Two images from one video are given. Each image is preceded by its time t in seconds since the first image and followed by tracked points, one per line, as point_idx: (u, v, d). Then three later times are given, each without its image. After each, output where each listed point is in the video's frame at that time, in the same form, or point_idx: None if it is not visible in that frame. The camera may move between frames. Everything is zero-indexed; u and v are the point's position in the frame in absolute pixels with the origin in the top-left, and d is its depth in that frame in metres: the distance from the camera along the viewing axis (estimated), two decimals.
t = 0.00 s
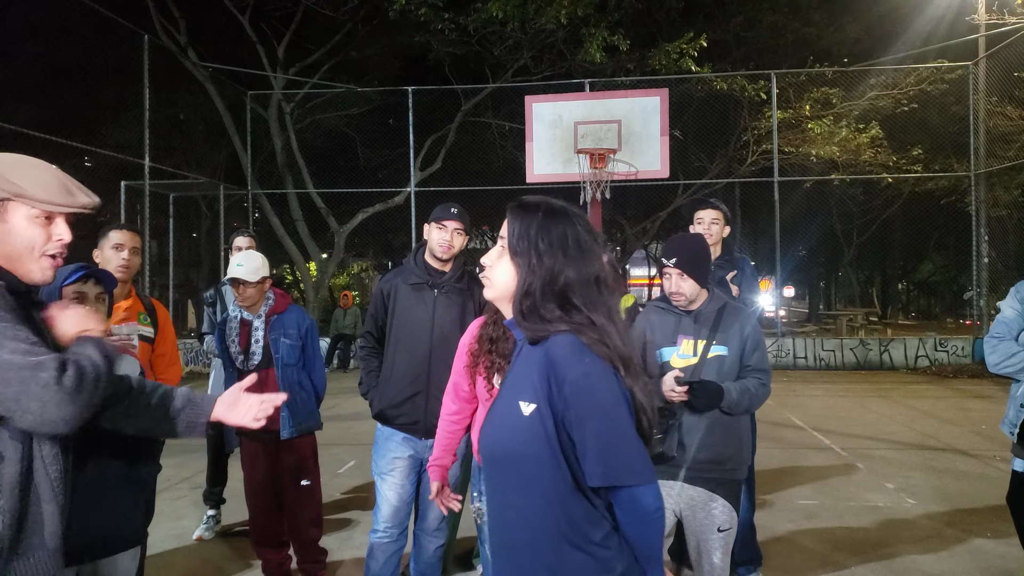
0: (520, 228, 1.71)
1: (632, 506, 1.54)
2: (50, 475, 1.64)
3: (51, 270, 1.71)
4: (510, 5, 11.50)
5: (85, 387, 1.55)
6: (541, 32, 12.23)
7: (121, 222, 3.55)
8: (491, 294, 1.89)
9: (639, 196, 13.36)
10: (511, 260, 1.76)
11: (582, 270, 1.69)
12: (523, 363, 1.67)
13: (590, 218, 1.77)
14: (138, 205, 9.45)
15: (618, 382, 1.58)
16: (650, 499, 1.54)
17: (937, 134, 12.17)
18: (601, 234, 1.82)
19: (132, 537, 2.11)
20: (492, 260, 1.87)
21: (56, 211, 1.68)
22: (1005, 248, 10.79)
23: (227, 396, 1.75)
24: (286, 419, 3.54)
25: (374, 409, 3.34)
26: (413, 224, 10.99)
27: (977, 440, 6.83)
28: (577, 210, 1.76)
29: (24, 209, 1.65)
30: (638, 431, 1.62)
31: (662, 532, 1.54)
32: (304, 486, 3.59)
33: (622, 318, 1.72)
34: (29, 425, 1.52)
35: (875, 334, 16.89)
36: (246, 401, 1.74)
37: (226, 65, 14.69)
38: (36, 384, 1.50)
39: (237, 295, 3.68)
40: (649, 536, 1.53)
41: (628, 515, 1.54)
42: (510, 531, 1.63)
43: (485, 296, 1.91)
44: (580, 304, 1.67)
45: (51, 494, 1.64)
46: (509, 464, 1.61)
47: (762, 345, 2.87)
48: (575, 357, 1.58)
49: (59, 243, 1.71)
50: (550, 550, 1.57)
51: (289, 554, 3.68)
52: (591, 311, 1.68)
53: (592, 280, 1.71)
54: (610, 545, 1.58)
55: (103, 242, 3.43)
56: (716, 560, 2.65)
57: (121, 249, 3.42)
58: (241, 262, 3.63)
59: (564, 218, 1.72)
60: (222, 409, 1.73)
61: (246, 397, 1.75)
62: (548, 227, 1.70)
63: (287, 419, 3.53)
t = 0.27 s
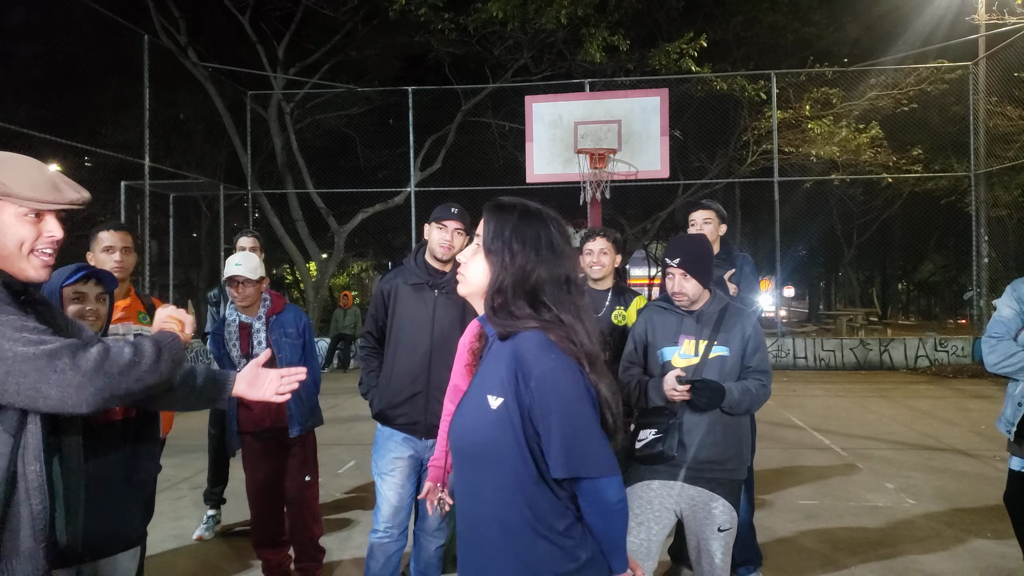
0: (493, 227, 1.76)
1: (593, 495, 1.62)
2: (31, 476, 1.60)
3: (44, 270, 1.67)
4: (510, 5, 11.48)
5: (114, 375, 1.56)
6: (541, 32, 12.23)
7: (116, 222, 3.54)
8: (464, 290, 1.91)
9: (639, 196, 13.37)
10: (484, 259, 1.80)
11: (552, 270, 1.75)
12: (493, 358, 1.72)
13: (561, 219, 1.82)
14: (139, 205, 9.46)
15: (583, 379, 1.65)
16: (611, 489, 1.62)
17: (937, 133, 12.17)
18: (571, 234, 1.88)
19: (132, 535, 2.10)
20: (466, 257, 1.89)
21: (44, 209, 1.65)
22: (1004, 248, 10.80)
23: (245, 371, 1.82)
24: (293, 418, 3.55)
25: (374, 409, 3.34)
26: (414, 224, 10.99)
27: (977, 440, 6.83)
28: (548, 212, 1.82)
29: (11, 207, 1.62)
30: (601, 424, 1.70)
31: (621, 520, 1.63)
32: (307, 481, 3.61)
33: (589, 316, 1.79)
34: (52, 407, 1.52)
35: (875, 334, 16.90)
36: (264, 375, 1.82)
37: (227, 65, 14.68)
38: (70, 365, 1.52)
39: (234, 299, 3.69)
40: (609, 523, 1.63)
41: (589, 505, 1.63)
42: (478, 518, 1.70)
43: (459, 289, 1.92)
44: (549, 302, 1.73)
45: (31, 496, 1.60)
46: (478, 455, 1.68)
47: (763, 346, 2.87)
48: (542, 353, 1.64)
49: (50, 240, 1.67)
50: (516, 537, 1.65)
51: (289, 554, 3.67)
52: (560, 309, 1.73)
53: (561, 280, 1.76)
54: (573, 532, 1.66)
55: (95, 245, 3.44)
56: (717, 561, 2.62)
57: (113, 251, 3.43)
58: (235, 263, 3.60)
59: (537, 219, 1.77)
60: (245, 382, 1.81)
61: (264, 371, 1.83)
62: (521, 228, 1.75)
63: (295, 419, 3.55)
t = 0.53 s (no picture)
0: (470, 229, 1.78)
1: (566, 490, 1.62)
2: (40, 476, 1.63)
3: (69, 276, 1.73)
4: (510, 5, 11.48)
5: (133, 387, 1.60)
6: (541, 32, 12.23)
7: (115, 220, 3.54)
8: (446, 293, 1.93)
9: (639, 196, 13.36)
10: (462, 260, 1.81)
11: (528, 269, 1.75)
12: (470, 357, 1.73)
13: (539, 220, 1.83)
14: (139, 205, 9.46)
15: (556, 374, 1.66)
16: (582, 484, 1.62)
17: (937, 134, 12.16)
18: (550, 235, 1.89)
19: (133, 536, 2.10)
20: (446, 259, 1.91)
21: (78, 219, 1.70)
22: (1004, 248, 10.81)
23: (243, 375, 1.77)
24: (297, 419, 3.55)
25: (374, 409, 3.35)
26: (413, 224, 10.99)
27: (977, 440, 6.83)
28: (526, 214, 1.83)
29: (45, 215, 1.66)
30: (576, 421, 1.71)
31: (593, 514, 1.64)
32: (310, 482, 3.61)
33: (568, 315, 1.77)
34: (74, 411, 1.54)
35: (875, 334, 16.90)
36: (262, 382, 1.78)
37: (227, 66, 14.69)
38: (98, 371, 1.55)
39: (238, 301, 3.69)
40: (582, 517, 1.63)
41: (563, 500, 1.63)
42: (454, 514, 1.70)
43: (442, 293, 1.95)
44: (526, 301, 1.73)
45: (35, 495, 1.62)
46: (453, 450, 1.68)
47: (764, 347, 2.86)
48: (516, 351, 1.65)
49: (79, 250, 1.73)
50: (490, 532, 1.65)
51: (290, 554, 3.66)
52: (537, 308, 1.73)
53: (538, 278, 1.76)
54: (547, 527, 1.66)
55: (93, 245, 3.43)
56: (718, 561, 2.62)
57: (112, 252, 3.43)
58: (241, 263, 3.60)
59: (513, 220, 1.79)
60: (240, 389, 1.76)
61: (262, 374, 1.79)
62: (497, 229, 1.76)
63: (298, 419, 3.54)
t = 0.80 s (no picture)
0: (460, 230, 1.79)
1: (553, 489, 1.62)
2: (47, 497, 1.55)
3: (72, 282, 1.68)
4: (511, 5, 11.48)
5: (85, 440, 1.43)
6: (541, 32, 12.23)
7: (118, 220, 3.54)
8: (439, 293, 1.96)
9: (639, 196, 13.36)
10: (453, 261, 1.82)
11: (519, 270, 1.76)
12: (461, 357, 1.75)
13: (529, 221, 1.84)
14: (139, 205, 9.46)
15: (543, 374, 1.66)
16: (568, 483, 1.62)
17: (937, 134, 12.15)
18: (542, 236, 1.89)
19: (133, 536, 2.11)
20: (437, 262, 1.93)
21: (82, 221, 1.67)
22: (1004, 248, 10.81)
23: (250, 384, 1.85)
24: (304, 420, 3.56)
25: (374, 409, 3.35)
26: (413, 224, 10.99)
27: (977, 441, 6.83)
28: (516, 215, 1.84)
29: (50, 218, 1.64)
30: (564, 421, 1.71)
31: (580, 514, 1.63)
32: (317, 482, 3.65)
33: (557, 315, 1.78)
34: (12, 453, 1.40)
35: (874, 334, 16.90)
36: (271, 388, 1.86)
37: (227, 66, 14.70)
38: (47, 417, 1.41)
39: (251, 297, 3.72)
40: (570, 517, 1.63)
41: (550, 499, 1.63)
42: (444, 512, 1.72)
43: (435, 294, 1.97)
44: (515, 301, 1.74)
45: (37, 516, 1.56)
46: (442, 448, 1.70)
47: (766, 347, 2.85)
48: (504, 351, 1.66)
49: (84, 254, 1.69)
50: (479, 531, 1.66)
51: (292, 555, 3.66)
52: (526, 308, 1.74)
53: (528, 279, 1.77)
54: (533, 526, 1.67)
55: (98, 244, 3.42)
56: (719, 561, 2.62)
57: (117, 251, 3.41)
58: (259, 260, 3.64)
59: (503, 221, 1.80)
60: (249, 395, 1.84)
61: (269, 383, 1.87)
62: (487, 230, 1.77)
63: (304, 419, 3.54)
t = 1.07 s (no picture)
0: (458, 231, 1.81)
1: (545, 492, 1.62)
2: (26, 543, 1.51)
3: (82, 292, 1.67)
4: (511, 5, 11.48)
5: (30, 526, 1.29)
6: (541, 32, 12.23)
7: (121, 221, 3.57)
8: (438, 294, 1.98)
9: (639, 196, 13.36)
10: (451, 262, 1.84)
11: (514, 271, 1.77)
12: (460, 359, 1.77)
13: (527, 221, 1.85)
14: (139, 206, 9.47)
15: (537, 376, 1.66)
16: (560, 485, 1.62)
17: (936, 133, 12.15)
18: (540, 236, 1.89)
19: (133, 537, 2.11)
20: (437, 264, 1.96)
21: (100, 228, 1.67)
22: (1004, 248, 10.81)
23: (260, 403, 1.99)
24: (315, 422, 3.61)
25: (374, 409, 3.37)
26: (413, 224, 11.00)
27: (976, 440, 6.84)
28: (513, 215, 1.85)
29: (69, 223, 1.63)
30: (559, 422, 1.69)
31: (573, 516, 1.63)
32: (324, 483, 3.64)
33: (554, 315, 1.77)
34: None
35: (874, 333, 16.91)
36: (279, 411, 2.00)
37: (227, 66, 14.71)
38: None
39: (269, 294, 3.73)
40: (562, 519, 1.63)
41: (543, 501, 1.63)
42: (442, 512, 1.74)
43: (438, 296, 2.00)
44: (510, 302, 1.74)
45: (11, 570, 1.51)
46: (441, 449, 1.72)
47: (767, 347, 2.87)
48: (497, 352, 1.66)
49: (98, 262, 1.68)
50: (474, 532, 1.67)
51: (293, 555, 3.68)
52: (521, 309, 1.74)
53: (524, 279, 1.77)
54: (528, 528, 1.67)
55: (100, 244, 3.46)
56: (720, 561, 2.64)
57: (125, 252, 3.44)
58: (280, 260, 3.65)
59: (500, 221, 1.80)
60: (259, 414, 1.97)
61: (278, 407, 2.00)
62: (483, 231, 1.78)
63: (315, 422, 3.59)
